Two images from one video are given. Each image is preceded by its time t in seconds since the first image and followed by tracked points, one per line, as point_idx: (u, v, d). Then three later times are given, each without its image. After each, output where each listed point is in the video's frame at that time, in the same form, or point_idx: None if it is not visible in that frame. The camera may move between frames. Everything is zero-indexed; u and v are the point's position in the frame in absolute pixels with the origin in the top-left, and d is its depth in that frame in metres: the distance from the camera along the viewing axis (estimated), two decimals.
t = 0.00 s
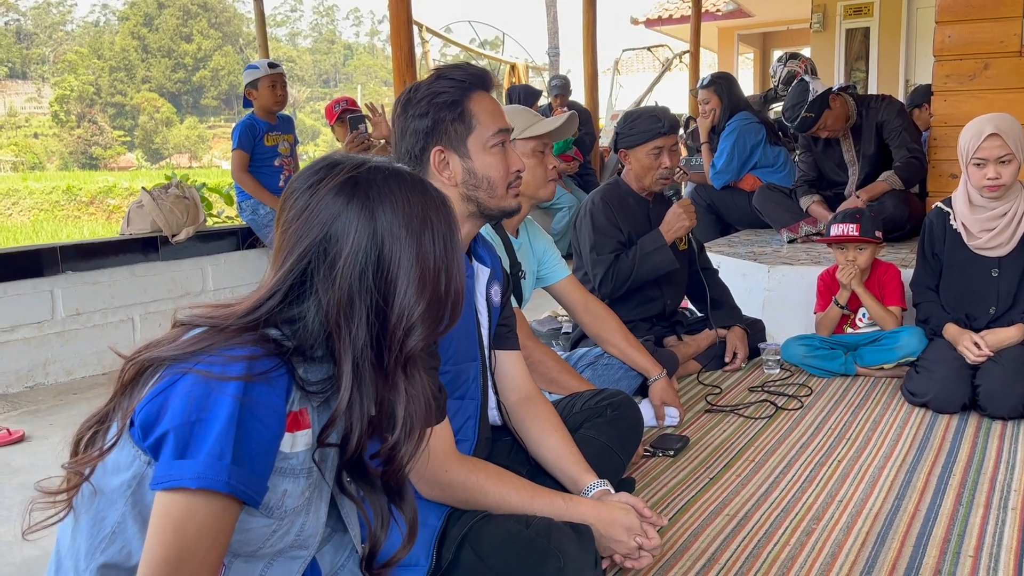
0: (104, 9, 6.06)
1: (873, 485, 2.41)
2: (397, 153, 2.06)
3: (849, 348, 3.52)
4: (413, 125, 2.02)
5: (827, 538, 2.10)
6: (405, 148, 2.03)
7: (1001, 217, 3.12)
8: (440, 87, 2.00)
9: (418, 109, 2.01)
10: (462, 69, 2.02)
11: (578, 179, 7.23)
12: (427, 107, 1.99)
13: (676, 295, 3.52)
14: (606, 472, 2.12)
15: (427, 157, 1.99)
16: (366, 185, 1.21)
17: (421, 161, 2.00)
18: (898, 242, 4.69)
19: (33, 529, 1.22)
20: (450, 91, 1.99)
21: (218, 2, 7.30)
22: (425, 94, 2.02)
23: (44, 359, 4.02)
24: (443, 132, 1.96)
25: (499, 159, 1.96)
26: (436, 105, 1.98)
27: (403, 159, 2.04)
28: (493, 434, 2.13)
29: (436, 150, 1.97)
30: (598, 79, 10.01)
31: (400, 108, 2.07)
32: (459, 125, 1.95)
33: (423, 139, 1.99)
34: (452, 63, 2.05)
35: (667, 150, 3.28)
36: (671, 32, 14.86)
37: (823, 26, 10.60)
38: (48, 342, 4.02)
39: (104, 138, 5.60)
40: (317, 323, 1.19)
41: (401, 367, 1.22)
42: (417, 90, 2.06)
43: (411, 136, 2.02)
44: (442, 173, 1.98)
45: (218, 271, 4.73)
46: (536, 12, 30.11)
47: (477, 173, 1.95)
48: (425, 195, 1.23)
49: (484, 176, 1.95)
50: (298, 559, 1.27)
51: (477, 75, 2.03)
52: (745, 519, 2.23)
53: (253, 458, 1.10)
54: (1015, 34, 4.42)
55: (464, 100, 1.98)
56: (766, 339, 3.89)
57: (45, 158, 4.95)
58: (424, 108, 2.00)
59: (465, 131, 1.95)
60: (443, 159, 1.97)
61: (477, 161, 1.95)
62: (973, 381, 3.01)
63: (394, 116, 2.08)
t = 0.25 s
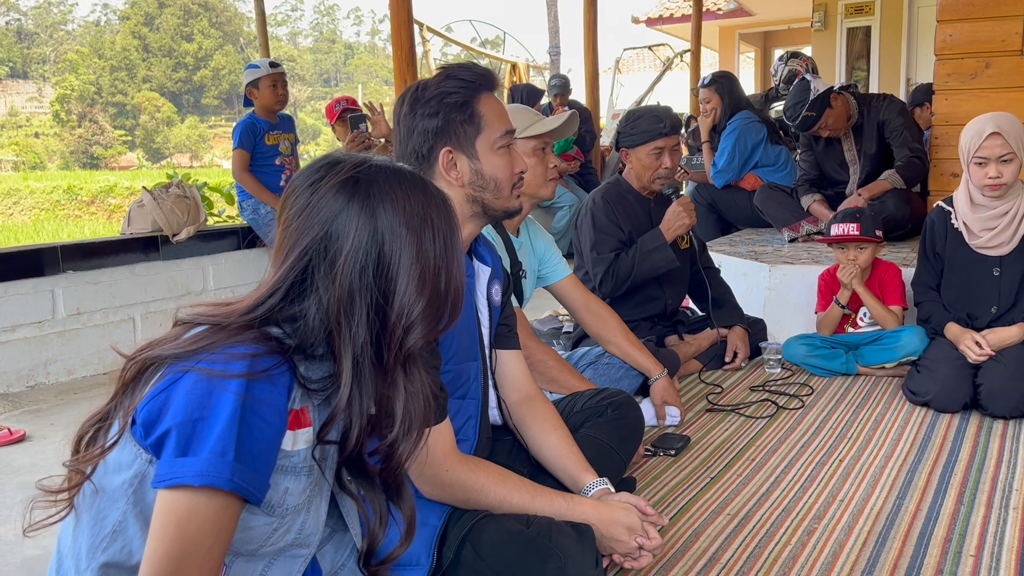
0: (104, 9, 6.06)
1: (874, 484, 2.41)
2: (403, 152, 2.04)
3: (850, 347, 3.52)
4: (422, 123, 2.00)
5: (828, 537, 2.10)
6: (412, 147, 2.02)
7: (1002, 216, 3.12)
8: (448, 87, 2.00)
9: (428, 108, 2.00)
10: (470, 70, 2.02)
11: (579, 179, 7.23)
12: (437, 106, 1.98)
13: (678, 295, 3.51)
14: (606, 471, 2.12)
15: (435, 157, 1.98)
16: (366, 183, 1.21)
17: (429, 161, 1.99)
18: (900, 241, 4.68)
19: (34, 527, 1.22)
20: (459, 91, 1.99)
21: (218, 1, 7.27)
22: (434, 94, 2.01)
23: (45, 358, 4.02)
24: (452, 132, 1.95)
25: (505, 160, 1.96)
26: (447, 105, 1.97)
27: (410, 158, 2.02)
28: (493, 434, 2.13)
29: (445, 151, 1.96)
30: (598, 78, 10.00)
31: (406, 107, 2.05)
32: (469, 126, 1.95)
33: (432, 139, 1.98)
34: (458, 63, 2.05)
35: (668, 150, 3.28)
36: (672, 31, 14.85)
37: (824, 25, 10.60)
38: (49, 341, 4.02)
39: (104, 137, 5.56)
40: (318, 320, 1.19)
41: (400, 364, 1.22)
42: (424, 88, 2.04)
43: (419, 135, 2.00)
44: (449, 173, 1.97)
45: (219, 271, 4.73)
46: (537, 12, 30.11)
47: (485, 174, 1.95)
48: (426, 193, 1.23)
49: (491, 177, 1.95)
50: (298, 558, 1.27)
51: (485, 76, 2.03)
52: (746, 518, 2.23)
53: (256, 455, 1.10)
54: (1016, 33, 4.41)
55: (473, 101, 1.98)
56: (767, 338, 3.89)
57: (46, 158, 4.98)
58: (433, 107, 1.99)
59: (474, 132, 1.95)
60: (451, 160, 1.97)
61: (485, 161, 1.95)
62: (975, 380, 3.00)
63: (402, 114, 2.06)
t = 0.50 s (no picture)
0: (106, 8, 6.06)
1: (877, 482, 2.41)
2: (412, 151, 2.01)
3: (852, 346, 3.52)
4: (433, 122, 1.98)
5: (831, 535, 2.10)
6: (421, 145, 1.99)
7: (1004, 214, 3.12)
8: (459, 85, 1.99)
9: (440, 106, 1.98)
10: (478, 69, 2.01)
11: (580, 178, 7.23)
12: (450, 105, 1.97)
13: (680, 294, 3.51)
14: (608, 470, 2.12)
15: (445, 156, 1.95)
16: (370, 180, 1.21)
17: (439, 160, 1.96)
18: (901, 240, 4.68)
19: (38, 524, 1.22)
20: (470, 90, 1.98)
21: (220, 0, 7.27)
22: (444, 92, 2.00)
23: (47, 357, 4.02)
24: (464, 131, 1.94)
25: (512, 160, 1.96)
26: (459, 104, 1.96)
27: (419, 158, 1.99)
28: (495, 432, 2.12)
29: (456, 150, 1.94)
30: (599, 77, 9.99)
31: (416, 105, 2.02)
32: (480, 125, 1.94)
33: (442, 138, 1.96)
34: (466, 61, 2.04)
35: (675, 155, 3.28)
36: (673, 30, 14.83)
37: (825, 23, 10.59)
38: (51, 340, 4.02)
39: (105, 137, 5.49)
40: (322, 316, 1.19)
41: (403, 360, 1.22)
42: (431, 88, 2.02)
43: (429, 133, 1.98)
44: (459, 173, 1.95)
45: (221, 270, 4.73)
46: (538, 11, 30.09)
47: (495, 173, 1.94)
48: (430, 190, 1.23)
49: (501, 176, 1.95)
50: (301, 555, 1.26)
51: (492, 75, 2.03)
52: (748, 516, 2.23)
53: (260, 451, 1.10)
54: (1018, 31, 4.41)
55: (484, 100, 1.98)
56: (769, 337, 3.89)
57: (46, 158, 4.90)
58: (445, 106, 1.97)
59: (485, 131, 1.94)
60: (461, 160, 1.95)
61: (494, 160, 1.94)
62: (977, 378, 3.00)
63: (411, 113, 2.03)
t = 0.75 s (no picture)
0: (106, 8, 6.07)
1: (878, 482, 2.41)
2: (416, 151, 2.00)
3: (853, 345, 3.52)
4: (437, 121, 1.97)
5: (832, 534, 2.10)
6: (426, 145, 1.98)
7: (1005, 213, 3.12)
8: (462, 85, 1.99)
9: (444, 106, 1.97)
10: (480, 68, 2.01)
11: (581, 177, 7.22)
12: (454, 104, 1.96)
13: (681, 293, 3.52)
14: (609, 469, 2.12)
15: (449, 157, 1.95)
16: (374, 180, 1.21)
17: (443, 160, 1.95)
18: (902, 239, 4.67)
19: (41, 522, 1.22)
20: (473, 90, 1.98)
21: None
22: (448, 92, 1.99)
23: (48, 356, 4.03)
24: (468, 131, 1.93)
25: (516, 160, 1.97)
26: (463, 104, 1.96)
27: (424, 158, 1.98)
28: (496, 432, 2.12)
29: (460, 150, 1.93)
30: (600, 76, 9.98)
31: (420, 105, 2.01)
32: (484, 125, 1.94)
33: (447, 138, 1.95)
34: (467, 60, 2.04)
35: (678, 155, 3.29)
36: (674, 29, 14.82)
37: (826, 22, 10.57)
38: (52, 339, 4.03)
39: (106, 136, 5.57)
40: (325, 316, 1.19)
41: (406, 360, 1.22)
42: (434, 88, 2.02)
43: (434, 133, 1.97)
44: (463, 173, 1.95)
45: (222, 269, 4.73)
46: (538, 10, 30.09)
47: (498, 173, 1.95)
48: (433, 191, 1.23)
49: (504, 175, 1.95)
50: (303, 554, 1.26)
51: (495, 75, 2.02)
52: (749, 515, 2.23)
53: (264, 450, 1.10)
54: (1020, 30, 4.41)
55: (487, 99, 1.97)
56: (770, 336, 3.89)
57: (47, 156, 4.90)
58: (450, 105, 1.96)
59: (489, 131, 1.94)
60: (465, 160, 1.94)
61: (498, 160, 1.94)
62: (978, 377, 3.00)
63: (414, 113, 2.02)
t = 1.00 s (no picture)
0: (107, 7, 6.07)
1: (878, 481, 2.40)
2: (416, 150, 1.99)
3: (853, 344, 3.52)
4: (437, 120, 1.96)
5: (832, 534, 2.10)
6: (425, 144, 1.97)
7: (1006, 212, 3.12)
8: (462, 84, 1.98)
9: (444, 106, 1.97)
10: (481, 67, 2.00)
11: (582, 176, 7.22)
12: (454, 103, 1.96)
13: (682, 293, 3.52)
14: (609, 469, 2.12)
15: (448, 156, 1.94)
16: (374, 179, 1.21)
17: (442, 159, 1.95)
18: (903, 238, 4.67)
19: (41, 522, 1.22)
20: (473, 89, 1.98)
21: None
22: (448, 91, 1.98)
23: (48, 356, 4.03)
24: (468, 131, 1.93)
25: (516, 160, 1.97)
26: (463, 103, 1.95)
27: (423, 157, 1.97)
28: (496, 431, 2.12)
29: (460, 150, 1.93)
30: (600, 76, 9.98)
31: (420, 104, 2.01)
32: (484, 124, 1.94)
33: (446, 137, 1.94)
34: (467, 58, 2.03)
35: (677, 156, 3.28)
36: (674, 28, 14.81)
37: (827, 22, 10.55)
38: (53, 339, 4.03)
39: (107, 135, 5.59)
40: (326, 315, 1.19)
41: (407, 359, 1.22)
42: (433, 87, 2.01)
43: (433, 132, 1.96)
44: (462, 172, 1.95)
45: (223, 268, 4.72)
46: (539, 10, 30.08)
47: (498, 172, 1.94)
48: (434, 189, 1.23)
49: (504, 175, 1.95)
50: (304, 554, 1.26)
51: (495, 75, 2.02)
52: (749, 515, 2.22)
53: (264, 449, 1.10)
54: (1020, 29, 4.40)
55: (487, 99, 1.97)
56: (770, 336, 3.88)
57: (49, 156, 4.92)
58: (450, 104, 1.96)
59: (489, 130, 1.94)
60: (465, 159, 1.94)
61: (498, 159, 1.94)
62: (979, 377, 2.99)
63: (413, 113, 2.01)
